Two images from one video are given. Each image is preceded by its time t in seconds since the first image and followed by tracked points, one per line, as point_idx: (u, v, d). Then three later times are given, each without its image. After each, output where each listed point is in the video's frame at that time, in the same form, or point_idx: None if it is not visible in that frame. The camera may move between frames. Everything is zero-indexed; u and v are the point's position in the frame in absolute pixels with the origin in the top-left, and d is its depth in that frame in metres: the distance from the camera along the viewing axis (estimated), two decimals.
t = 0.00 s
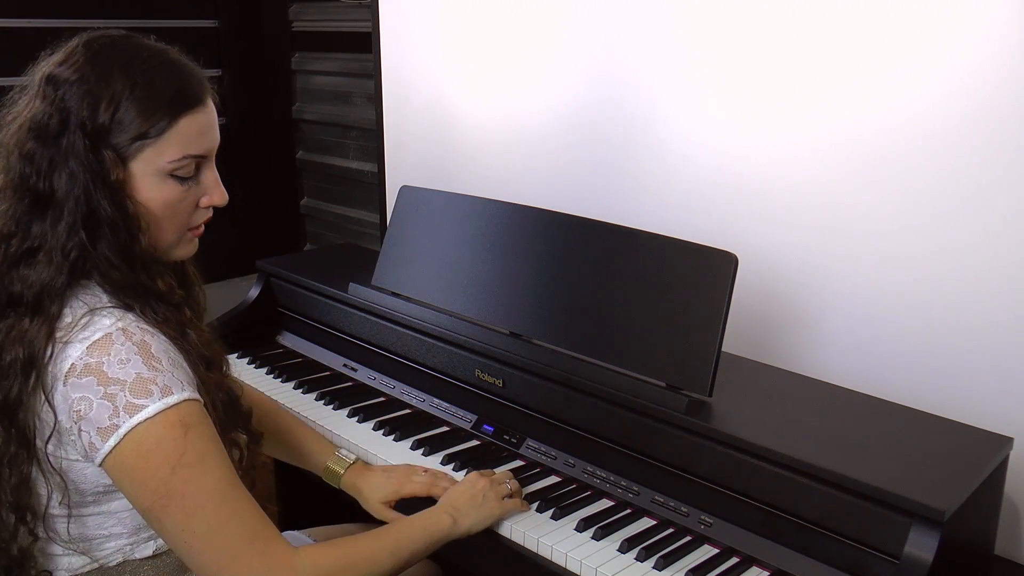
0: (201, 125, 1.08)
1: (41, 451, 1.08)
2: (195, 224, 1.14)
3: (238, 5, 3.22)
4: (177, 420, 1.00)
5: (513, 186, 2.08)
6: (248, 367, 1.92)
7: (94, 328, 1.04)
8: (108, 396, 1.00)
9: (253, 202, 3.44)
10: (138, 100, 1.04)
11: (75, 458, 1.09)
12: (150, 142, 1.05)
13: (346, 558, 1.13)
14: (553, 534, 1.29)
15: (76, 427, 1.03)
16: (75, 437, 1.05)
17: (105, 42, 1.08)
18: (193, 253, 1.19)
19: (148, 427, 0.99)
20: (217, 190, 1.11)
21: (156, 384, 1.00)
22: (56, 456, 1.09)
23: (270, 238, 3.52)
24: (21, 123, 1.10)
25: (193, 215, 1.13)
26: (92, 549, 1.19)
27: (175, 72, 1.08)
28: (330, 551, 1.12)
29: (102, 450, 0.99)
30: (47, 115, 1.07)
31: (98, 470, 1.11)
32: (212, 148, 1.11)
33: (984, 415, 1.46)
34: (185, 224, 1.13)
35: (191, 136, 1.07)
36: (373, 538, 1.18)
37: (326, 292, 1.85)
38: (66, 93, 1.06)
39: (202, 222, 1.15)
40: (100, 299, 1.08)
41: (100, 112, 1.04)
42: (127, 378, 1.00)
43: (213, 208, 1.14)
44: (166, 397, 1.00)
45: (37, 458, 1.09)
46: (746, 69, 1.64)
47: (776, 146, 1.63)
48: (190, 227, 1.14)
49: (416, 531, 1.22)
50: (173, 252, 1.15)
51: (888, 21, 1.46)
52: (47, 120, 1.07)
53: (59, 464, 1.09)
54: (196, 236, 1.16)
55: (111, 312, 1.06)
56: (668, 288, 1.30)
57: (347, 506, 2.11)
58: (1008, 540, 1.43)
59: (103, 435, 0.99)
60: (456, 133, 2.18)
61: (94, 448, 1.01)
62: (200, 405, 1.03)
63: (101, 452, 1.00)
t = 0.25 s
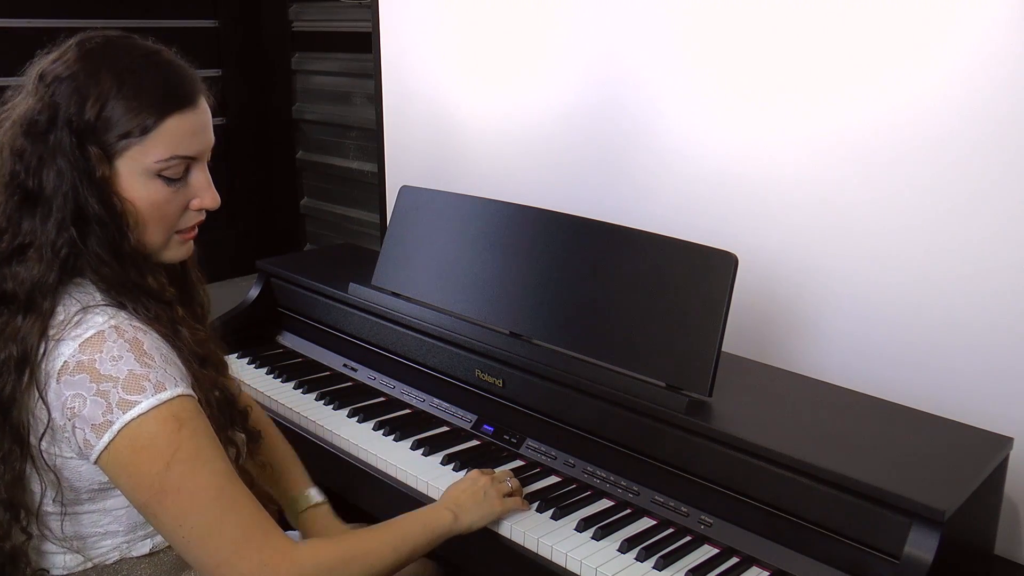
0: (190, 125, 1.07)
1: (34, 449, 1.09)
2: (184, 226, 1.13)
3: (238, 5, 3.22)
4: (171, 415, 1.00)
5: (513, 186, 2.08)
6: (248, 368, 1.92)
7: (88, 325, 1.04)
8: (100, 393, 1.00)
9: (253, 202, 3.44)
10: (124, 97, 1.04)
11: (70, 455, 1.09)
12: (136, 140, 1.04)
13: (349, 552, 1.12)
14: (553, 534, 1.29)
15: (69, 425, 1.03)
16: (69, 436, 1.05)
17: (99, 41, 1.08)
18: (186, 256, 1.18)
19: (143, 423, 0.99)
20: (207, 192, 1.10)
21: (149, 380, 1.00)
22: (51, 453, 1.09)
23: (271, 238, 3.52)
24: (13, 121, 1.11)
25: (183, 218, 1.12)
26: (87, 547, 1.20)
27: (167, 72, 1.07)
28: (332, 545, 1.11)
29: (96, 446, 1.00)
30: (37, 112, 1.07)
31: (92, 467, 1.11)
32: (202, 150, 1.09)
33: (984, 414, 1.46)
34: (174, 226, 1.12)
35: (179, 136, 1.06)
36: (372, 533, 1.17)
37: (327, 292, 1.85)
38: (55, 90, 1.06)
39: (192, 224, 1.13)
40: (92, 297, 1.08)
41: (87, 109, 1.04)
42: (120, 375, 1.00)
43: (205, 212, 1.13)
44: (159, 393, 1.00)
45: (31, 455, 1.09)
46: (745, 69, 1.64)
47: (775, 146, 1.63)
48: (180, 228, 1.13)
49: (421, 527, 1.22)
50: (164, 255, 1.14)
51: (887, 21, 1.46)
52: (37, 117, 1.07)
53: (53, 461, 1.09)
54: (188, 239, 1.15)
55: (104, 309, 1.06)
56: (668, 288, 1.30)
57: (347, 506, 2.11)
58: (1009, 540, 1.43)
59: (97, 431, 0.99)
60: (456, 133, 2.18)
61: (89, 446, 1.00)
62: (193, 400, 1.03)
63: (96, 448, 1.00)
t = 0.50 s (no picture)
0: (181, 131, 1.06)
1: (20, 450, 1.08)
2: (175, 231, 1.12)
3: (238, 5, 3.22)
4: (159, 416, 1.00)
5: (513, 186, 2.08)
6: (248, 368, 1.92)
7: (74, 326, 1.04)
8: (86, 394, 1.00)
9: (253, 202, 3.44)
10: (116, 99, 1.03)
11: (57, 455, 1.09)
12: (125, 143, 1.04)
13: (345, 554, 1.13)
14: (553, 534, 1.29)
15: (55, 425, 1.03)
16: (54, 435, 1.05)
17: (99, 44, 1.09)
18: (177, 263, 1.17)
19: (130, 424, 0.99)
20: (199, 200, 1.10)
21: (135, 382, 1.00)
22: (38, 453, 1.08)
23: (271, 238, 3.52)
24: (9, 120, 1.12)
25: (173, 224, 1.11)
26: (75, 549, 1.19)
27: (165, 77, 1.07)
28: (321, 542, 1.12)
29: (83, 448, 1.00)
30: (29, 113, 1.08)
31: (79, 468, 1.11)
32: (195, 156, 1.09)
33: (984, 414, 1.46)
34: (164, 231, 1.11)
35: (169, 141, 1.05)
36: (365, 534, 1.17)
37: (327, 292, 1.85)
38: (49, 89, 1.07)
39: (183, 231, 1.13)
40: (83, 297, 1.08)
41: (77, 109, 1.04)
42: (105, 377, 1.00)
43: (196, 219, 1.12)
44: (145, 395, 1.00)
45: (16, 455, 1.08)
46: (745, 69, 1.64)
47: (775, 146, 1.63)
48: (170, 234, 1.12)
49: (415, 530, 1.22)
50: (155, 260, 1.14)
51: (888, 21, 1.46)
52: (29, 117, 1.08)
53: (39, 461, 1.09)
54: (180, 246, 1.14)
55: (93, 310, 1.06)
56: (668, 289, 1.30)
57: (346, 506, 2.11)
58: (1008, 540, 1.43)
59: (84, 432, 0.99)
60: (456, 133, 2.18)
61: (76, 446, 1.01)
62: (180, 402, 1.02)
63: (83, 449, 1.00)
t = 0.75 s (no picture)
0: (166, 132, 1.06)
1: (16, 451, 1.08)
2: (160, 232, 1.13)
3: (238, 5, 3.22)
4: (155, 418, 1.00)
5: (513, 186, 2.08)
6: (248, 367, 1.92)
7: (68, 329, 1.04)
8: (82, 398, 1.00)
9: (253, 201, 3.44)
10: (98, 99, 1.03)
11: (53, 459, 1.09)
12: (108, 144, 1.04)
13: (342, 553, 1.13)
14: (552, 534, 1.29)
15: (51, 430, 1.03)
16: (49, 439, 1.05)
17: (83, 44, 1.08)
18: (163, 264, 1.17)
19: (126, 427, 0.99)
20: (185, 201, 1.10)
21: (131, 384, 1.00)
22: (33, 456, 1.09)
23: (271, 239, 3.52)
24: None
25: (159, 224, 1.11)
26: (72, 552, 1.19)
27: (149, 77, 1.07)
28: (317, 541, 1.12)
29: (78, 452, 1.00)
30: (13, 114, 1.08)
31: (76, 471, 1.11)
32: (179, 157, 1.09)
33: (984, 414, 1.46)
34: (150, 232, 1.12)
35: (153, 142, 1.05)
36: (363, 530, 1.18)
37: (327, 292, 1.85)
38: (30, 90, 1.06)
39: (169, 231, 1.13)
40: (77, 299, 1.08)
41: (59, 109, 1.04)
42: (101, 380, 1.00)
43: (182, 220, 1.12)
44: (141, 397, 1.00)
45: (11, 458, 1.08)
46: (745, 69, 1.64)
47: (775, 146, 1.63)
48: (155, 234, 1.12)
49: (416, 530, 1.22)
50: (142, 261, 1.14)
51: (887, 22, 1.46)
52: (14, 117, 1.08)
53: (36, 465, 1.09)
54: (167, 246, 1.15)
55: (87, 313, 1.06)
56: (669, 289, 1.30)
57: (346, 506, 2.11)
58: (1009, 540, 1.43)
59: (79, 436, 0.99)
60: (456, 133, 2.18)
61: (72, 451, 1.01)
62: (176, 403, 1.03)
63: (78, 453, 1.00)
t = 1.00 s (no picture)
0: (153, 132, 1.06)
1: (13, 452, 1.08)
2: (150, 233, 1.12)
3: (239, 5, 3.22)
4: (150, 417, 1.00)
5: (513, 186, 2.08)
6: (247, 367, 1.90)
7: (62, 329, 1.03)
8: (77, 397, 1.00)
9: (253, 201, 3.44)
10: (85, 99, 1.03)
11: (49, 458, 1.09)
12: (95, 143, 1.04)
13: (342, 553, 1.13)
14: (552, 534, 1.29)
15: (46, 429, 1.03)
16: (44, 438, 1.05)
17: (73, 44, 1.09)
18: (154, 265, 1.17)
19: (122, 425, 0.99)
20: (175, 202, 1.10)
21: (126, 384, 1.00)
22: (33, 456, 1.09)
23: (271, 238, 3.52)
24: None
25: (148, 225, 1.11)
26: (70, 551, 1.19)
27: (138, 77, 1.07)
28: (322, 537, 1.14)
29: (74, 451, 1.00)
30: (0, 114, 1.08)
31: (72, 470, 1.11)
32: (168, 158, 1.08)
33: (984, 414, 1.46)
34: (139, 232, 1.11)
35: (140, 142, 1.05)
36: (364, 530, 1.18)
37: (327, 292, 1.85)
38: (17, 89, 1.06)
39: (159, 233, 1.13)
40: (71, 299, 1.08)
41: (47, 108, 1.04)
42: (96, 379, 1.00)
43: (171, 221, 1.12)
44: (136, 396, 1.00)
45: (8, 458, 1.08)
46: (745, 68, 1.64)
47: (774, 146, 1.63)
48: (145, 236, 1.12)
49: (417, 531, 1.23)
50: (132, 262, 1.14)
51: (887, 21, 1.46)
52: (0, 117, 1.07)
53: (32, 464, 1.09)
54: (157, 248, 1.14)
55: (81, 312, 1.05)
56: (669, 289, 1.30)
57: (346, 505, 2.10)
58: (1008, 540, 1.43)
59: (75, 436, 1.00)
60: (456, 133, 2.18)
61: (67, 450, 1.01)
62: (173, 403, 1.03)
63: (74, 453, 1.00)
